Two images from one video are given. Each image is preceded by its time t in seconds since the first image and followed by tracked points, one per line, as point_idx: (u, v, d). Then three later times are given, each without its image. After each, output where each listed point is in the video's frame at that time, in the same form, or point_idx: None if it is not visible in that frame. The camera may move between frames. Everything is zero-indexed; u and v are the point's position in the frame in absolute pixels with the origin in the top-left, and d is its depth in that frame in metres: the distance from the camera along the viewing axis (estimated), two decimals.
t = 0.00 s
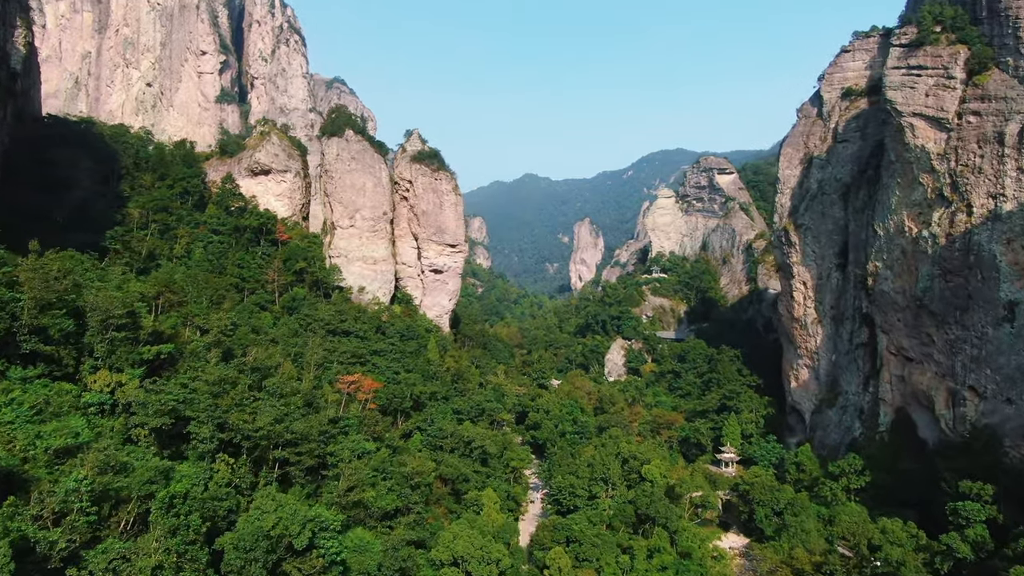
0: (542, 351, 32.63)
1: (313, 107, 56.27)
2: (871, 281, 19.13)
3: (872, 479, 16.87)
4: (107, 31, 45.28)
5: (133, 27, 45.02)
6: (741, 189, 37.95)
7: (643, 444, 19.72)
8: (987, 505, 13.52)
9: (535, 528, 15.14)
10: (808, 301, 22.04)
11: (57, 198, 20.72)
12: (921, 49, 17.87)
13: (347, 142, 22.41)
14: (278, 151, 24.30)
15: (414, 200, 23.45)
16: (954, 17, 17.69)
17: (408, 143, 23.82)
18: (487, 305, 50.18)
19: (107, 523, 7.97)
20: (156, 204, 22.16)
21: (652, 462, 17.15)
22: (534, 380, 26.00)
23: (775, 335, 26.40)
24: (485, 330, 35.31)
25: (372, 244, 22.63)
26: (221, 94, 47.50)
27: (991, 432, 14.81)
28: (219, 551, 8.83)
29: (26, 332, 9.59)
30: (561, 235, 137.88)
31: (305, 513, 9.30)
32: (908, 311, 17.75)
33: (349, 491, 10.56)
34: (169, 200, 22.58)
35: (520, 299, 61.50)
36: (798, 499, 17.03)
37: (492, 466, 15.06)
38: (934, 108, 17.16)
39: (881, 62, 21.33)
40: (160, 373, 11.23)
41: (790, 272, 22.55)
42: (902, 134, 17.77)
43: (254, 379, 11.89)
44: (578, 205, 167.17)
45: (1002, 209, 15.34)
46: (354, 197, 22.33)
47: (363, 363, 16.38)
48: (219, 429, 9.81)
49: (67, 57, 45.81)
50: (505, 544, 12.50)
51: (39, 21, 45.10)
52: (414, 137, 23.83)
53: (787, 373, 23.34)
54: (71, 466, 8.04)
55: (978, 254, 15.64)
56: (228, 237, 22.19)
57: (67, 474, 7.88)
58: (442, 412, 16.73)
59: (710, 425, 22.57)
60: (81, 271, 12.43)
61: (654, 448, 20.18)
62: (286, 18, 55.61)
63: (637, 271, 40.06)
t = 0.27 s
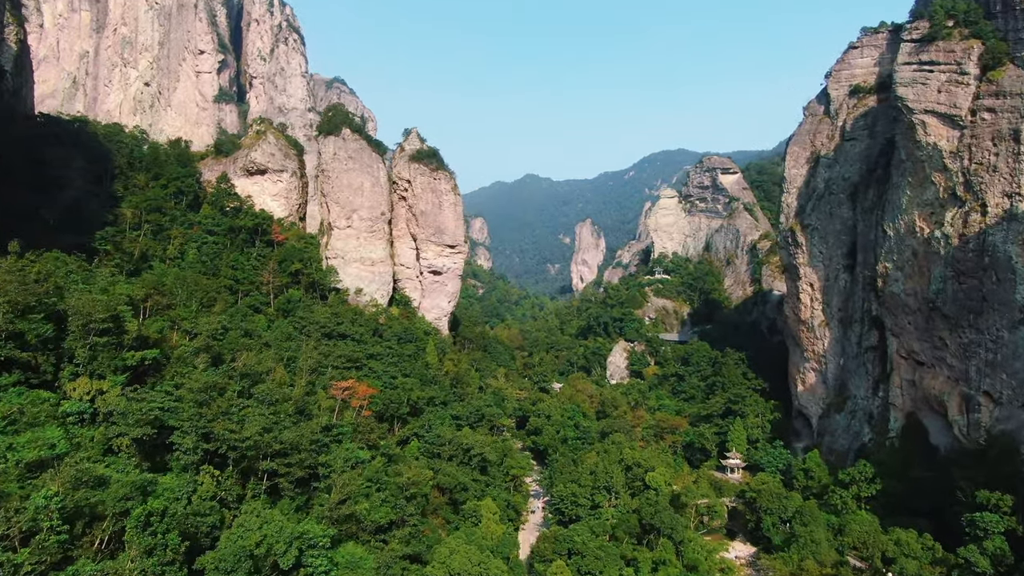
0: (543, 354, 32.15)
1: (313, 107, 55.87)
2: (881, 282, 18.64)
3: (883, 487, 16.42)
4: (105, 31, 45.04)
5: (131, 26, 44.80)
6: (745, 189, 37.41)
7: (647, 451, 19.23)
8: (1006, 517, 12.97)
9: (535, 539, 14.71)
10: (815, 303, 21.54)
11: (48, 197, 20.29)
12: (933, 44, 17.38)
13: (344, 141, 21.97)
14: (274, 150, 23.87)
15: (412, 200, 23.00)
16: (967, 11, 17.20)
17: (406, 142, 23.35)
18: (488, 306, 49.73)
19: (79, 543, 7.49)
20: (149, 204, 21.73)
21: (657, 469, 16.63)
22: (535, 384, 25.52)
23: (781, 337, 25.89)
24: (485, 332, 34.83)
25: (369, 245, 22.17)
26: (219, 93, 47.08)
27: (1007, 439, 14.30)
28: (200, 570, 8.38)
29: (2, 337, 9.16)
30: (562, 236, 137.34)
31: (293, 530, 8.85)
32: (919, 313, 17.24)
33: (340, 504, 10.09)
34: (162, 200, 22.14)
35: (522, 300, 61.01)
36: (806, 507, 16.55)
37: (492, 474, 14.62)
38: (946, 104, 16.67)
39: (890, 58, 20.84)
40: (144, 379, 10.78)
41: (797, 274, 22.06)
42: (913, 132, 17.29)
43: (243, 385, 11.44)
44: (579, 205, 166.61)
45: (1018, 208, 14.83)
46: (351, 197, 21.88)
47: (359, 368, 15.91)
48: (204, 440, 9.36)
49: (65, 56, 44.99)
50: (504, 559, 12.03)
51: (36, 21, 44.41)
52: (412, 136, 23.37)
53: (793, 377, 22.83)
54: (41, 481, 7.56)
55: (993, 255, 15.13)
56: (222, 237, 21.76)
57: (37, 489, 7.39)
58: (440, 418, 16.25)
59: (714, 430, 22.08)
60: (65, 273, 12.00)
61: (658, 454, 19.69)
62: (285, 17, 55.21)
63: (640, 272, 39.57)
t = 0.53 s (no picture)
0: (545, 356, 31.70)
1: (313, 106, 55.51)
2: (892, 284, 18.13)
3: (895, 494, 16.00)
4: (103, 30, 44.92)
5: (129, 25, 44.67)
6: (749, 189, 36.90)
7: (651, 456, 18.78)
8: None
9: (536, 550, 14.26)
10: (823, 305, 21.05)
11: (38, 197, 19.89)
12: (946, 38, 16.89)
13: (341, 139, 21.52)
14: (270, 149, 23.46)
15: (411, 200, 22.56)
16: (982, 5, 16.72)
17: (405, 140, 22.89)
18: (489, 307, 49.34)
19: (47, 565, 7.03)
20: (142, 204, 21.34)
21: (662, 476, 16.14)
22: (536, 387, 25.04)
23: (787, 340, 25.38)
24: (486, 333, 34.38)
25: (367, 246, 21.70)
26: (217, 92, 46.07)
27: None
28: None
29: None
30: (564, 236, 136.80)
31: (278, 549, 8.36)
32: (932, 316, 16.70)
33: (331, 518, 9.60)
34: (156, 200, 21.75)
35: (523, 301, 60.59)
36: (816, 516, 16.07)
37: (492, 483, 14.16)
38: (960, 100, 16.17)
39: (899, 54, 20.33)
40: (128, 386, 10.35)
41: (804, 275, 21.56)
42: (925, 129, 16.79)
43: (231, 392, 10.98)
44: (581, 206, 166.08)
45: None
46: (348, 197, 21.43)
47: (355, 372, 15.47)
48: (187, 451, 8.91)
49: (63, 56, 45.58)
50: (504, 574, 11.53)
51: (35, 19, 45.35)
52: (411, 135, 22.92)
53: (800, 380, 22.34)
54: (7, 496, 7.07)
55: (1010, 255, 14.57)
56: (217, 238, 21.33)
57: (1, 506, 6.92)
58: (438, 424, 15.79)
59: (720, 434, 21.59)
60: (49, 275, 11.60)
61: (662, 460, 19.24)
62: (285, 16, 54.86)
63: (642, 273, 39.10)
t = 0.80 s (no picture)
0: (546, 358, 31.20)
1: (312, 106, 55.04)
2: (904, 285, 17.57)
3: (909, 504, 15.45)
4: (100, 28, 44.43)
5: (127, 24, 44.16)
6: (754, 188, 36.35)
7: (655, 463, 18.25)
8: None
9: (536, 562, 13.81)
10: (832, 307, 20.52)
11: (27, 197, 19.47)
12: (960, 32, 16.36)
13: (338, 137, 21.03)
14: (265, 147, 22.98)
15: (409, 199, 22.09)
16: None
17: (403, 138, 22.41)
18: (489, 308, 48.83)
19: None
20: (135, 204, 20.91)
21: (667, 485, 15.61)
22: (537, 391, 24.51)
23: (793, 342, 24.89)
24: (487, 335, 33.89)
25: (364, 247, 21.21)
26: (216, 91, 45.93)
27: None
28: None
29: None
30: (566, 237, 136.23)
31: (261, 570, 7.85)
32: (946, 318, 16.08)
33: (320, 534, 9.11)
34: (149, 200, 21.29)
35: (524, 301, 60.07)
36: (826, 525, 15.56)
37: (490, 492, 13.68)
38: (975, 96, 15.64)
39: (910, 49, 19.81)
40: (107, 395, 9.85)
41: (812, 276, 21.04)
42: (939, 126, 16.24)
43: (216, 400, 10.49)
44: (583, 206, 165.48)
45: None
46: (345, 196, 20.95)
47: (350, 377, 14.99)
48: (166, 464, 8.43)
49: (60, 54, 45.04)
50: None
51: (32, 18, 44.60)
52: (409, 133, 22.45)
53: (807, 384, 21.82)
54: None
55: None
56: (211, 239, 20.86)
57: None
58: (436, 431, 15.30)
59: (726, 440, 21.06)
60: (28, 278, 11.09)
61: (666, 466, 18.73)
62: (284, 14, 54.41)
63: (645, 274, 38.56)
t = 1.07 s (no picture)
0: (548, 361, 30.68)
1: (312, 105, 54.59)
2: (917, 287, 16.99)
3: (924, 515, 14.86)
4: (98, 27, 43.98)
5: (125, 22, 43.74)
6: (759, 187, 35.71)
7: (660, 470, 17.73)
8: None
9: None
10: (841, 310, 19.98)
11: (15, 197, 19.19)
12: (977, 25, 15.80)
13: (334, 135, 20.53)
14: (261, 146, 22.50)
15: (407, 199, 21.57)
16: None
17: (401, 136, 21.88)
18: (491, 309, 48.34)
19: None
20: (126, 204, 20.47)
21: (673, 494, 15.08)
22: (538, 395, 23.99)
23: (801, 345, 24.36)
24: (487, 337, 33.36)
25: (361, 247, 20.70)
26: (214, 90, 45.20)
27: None
28: None
29: None
30: (567, 237, 135.73)
31: None
32: (961, 321, 15.49)
33: (308, 552, 8.65)
34: (141, 200, 20.84)
35: (525, 302, 59.56)
36: (837, 536, 15.03)
37: (489, 503, 13.18)
38: (992, 91, 15.06)
39: (922, 44, 19.23)
40: (85, 404, 9.35)
41: (821, 277, 20.47)
42: (954, 122, 15.67)
43: (199, 409, 9.97)
44: (584, 206, 164.96)
45: None
46: (341, 196, 20.43)
47: (344, 382, 14.48)
48: (142, 480, 7.90)
49: (57, 53, 44.66)
50: None
51: (30, 16, 44.41)
52: (407, 130, 21.92)
53: (816, 388, 21.28)
54: None
55: None
56: (204, 239, 20.39)
57: None
58: (433, 439, 14.80)
59: (732, 445, 20.51)
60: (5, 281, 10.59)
61: (671, 473, 18.21)
62: (283, 13, 53.93)
63: (648, 275, 38.02)
